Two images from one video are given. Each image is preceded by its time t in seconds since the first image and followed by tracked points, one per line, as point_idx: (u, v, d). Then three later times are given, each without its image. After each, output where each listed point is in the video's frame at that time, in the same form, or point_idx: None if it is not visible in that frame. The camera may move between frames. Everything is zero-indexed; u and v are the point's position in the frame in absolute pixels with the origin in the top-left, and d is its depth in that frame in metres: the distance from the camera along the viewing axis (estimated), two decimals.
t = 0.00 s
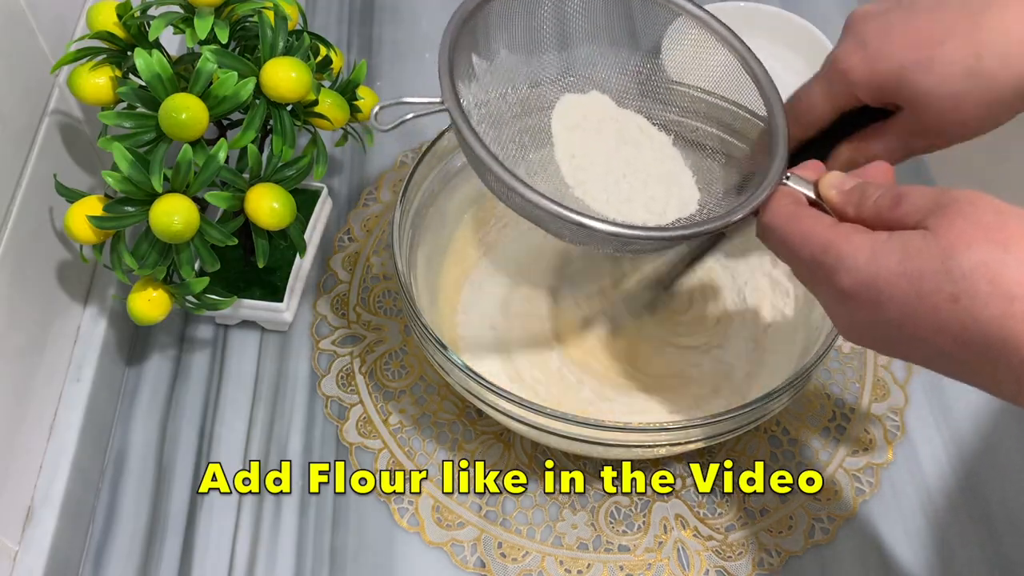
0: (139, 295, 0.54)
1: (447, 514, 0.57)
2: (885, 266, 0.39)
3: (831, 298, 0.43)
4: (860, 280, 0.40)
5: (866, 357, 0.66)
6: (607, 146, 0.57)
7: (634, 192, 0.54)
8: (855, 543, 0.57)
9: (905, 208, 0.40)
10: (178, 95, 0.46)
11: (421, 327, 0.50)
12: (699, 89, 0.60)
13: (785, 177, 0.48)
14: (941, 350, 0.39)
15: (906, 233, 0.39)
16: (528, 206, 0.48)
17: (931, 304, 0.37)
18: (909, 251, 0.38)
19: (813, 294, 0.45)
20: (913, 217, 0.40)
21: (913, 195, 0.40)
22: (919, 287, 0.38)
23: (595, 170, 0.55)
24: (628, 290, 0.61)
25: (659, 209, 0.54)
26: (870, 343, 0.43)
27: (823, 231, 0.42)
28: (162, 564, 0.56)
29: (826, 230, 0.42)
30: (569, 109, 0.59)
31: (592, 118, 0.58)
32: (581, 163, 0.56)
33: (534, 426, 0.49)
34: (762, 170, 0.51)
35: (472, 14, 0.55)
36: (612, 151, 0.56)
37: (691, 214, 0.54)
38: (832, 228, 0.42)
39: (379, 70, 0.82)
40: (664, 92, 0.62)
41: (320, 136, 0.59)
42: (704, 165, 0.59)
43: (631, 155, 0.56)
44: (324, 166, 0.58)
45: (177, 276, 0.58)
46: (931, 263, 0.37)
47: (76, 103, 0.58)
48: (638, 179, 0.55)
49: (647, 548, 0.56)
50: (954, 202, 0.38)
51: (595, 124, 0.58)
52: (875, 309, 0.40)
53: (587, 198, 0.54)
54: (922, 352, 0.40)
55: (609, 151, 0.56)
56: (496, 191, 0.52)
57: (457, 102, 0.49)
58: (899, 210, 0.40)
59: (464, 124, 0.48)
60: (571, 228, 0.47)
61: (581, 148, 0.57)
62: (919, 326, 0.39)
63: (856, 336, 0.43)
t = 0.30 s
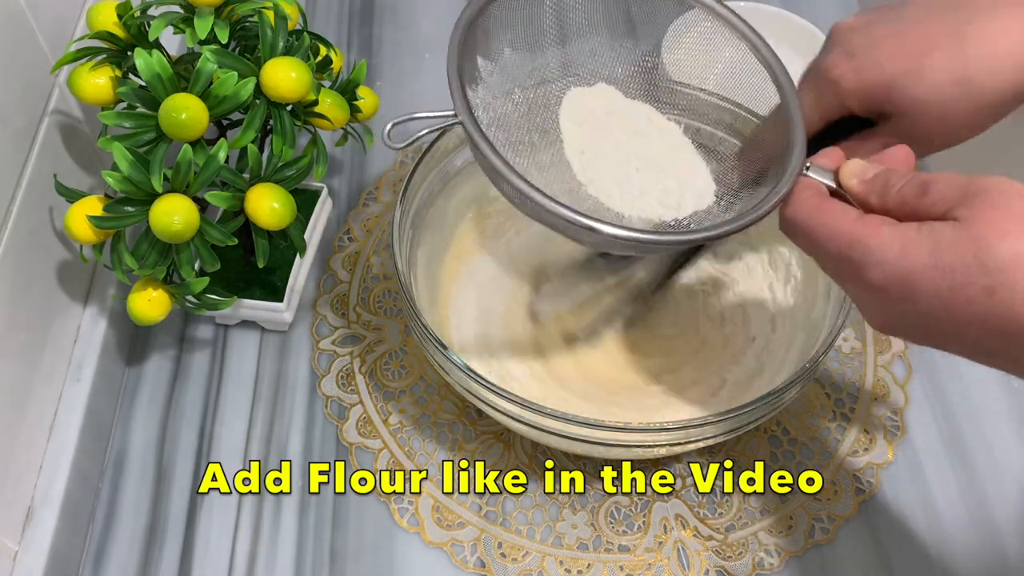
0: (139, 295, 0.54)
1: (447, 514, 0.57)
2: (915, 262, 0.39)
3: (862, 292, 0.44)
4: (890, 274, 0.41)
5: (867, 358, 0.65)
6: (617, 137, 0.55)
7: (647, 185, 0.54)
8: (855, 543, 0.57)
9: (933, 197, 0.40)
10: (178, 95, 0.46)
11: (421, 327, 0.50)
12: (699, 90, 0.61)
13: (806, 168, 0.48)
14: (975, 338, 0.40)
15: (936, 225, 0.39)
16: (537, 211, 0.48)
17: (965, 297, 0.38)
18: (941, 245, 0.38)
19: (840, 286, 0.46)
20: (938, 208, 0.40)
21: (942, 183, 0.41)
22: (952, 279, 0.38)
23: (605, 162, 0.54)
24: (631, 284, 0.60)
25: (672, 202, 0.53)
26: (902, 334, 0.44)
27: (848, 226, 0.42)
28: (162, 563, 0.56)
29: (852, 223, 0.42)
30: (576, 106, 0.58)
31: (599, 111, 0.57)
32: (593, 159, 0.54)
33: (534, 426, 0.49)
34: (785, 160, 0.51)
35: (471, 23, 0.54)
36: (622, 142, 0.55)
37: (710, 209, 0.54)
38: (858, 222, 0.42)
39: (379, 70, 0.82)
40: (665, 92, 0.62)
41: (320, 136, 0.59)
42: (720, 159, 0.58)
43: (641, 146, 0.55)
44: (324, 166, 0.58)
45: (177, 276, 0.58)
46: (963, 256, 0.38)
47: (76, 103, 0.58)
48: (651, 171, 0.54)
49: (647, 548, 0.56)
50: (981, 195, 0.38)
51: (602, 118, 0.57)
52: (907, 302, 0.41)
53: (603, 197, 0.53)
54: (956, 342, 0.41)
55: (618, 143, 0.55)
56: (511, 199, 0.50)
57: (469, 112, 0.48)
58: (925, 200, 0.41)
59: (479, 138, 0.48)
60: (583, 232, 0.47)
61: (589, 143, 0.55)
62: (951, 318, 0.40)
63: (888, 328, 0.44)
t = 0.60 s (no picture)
0: (139, 295, 0.54)
1: (447, 514, 0.57)
2: (981, 265, 0.41)
3: (919, 297, 0.46)
4: (955, 281, 0.43)
5: (866, 358, 0.66)
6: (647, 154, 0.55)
7: (682, 198, 0.53)
8: (855, 543, 0.57)
9: (994, 200, 0.44)
10: (178, 95, 0.46)
11: (421, 327, 0.50)
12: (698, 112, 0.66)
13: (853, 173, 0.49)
14: None
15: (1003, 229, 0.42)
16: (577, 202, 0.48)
17: None
18: (1011, 251, 0.41)
19: (895, 290, 0.48)
20: (1000, 210, 0.44)
21: (1000, 190, 0.44)
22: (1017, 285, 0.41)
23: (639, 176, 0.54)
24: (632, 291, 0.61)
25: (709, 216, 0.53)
26: (954, 340, 0.46)
27: (909, 233, 0.44)
28: (162, 563, 0.56)
29: (913, 229, 0.44)
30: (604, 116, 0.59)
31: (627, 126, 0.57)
32: (625, 172, 0.54)
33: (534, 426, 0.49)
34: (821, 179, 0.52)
35: (506, 26, 0.55)
36: (658, 153, 0.55)
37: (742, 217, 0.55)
38: (920, 227, 0.44)
39: (379, 70, 0.82)
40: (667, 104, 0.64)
41: (320, 137, 0.59)
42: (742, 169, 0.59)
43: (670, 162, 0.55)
44: (324, 166, 0.58)
45: (177, 276, 0.58)
46: None
47: (76, 103, 0.58)
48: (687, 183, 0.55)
49: (647, 548, 0.56)
50: None
51: (630, 131, 0.57)
52: (968, 306, 0.43)
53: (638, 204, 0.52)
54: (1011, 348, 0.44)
55: (648, 157, 0.55)
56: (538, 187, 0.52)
57: (512, 102, 0.48)
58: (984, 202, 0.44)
59: (526, 133, 0.48)
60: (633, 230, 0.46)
61: (622, 156, 0.55)
62: (1012, 323, 0.42)
63: (941, 332, 0.47)
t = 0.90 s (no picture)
0: (139, 295, 0.54)
1: (447, 514, 0.57)
2: (919, 339, 0.40)
3: (866, 366, 0.44)
4: (895, 351, 0.41)
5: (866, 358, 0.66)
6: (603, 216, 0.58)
7: (639, 263, 0.56)
8: (855, 542, 0.57)
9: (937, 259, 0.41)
10: (178, 95, 0.46)
11: (421, 328, 0.50)
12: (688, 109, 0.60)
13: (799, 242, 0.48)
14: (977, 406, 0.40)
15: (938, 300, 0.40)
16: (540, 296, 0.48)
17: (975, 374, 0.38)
18: (942, 321, 0.39)
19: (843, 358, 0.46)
20: (947, 268, 0.40)
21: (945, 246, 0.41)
22: (959, 356, 0.38)
23: (593, 241, 0.57)
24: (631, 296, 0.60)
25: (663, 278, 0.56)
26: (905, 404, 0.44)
27: (847, 304, 0.42)
28: (162, 563, 0.56)
29: (851, 300, 0.42)
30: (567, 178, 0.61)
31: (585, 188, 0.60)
32: (582, 239, 0.57)
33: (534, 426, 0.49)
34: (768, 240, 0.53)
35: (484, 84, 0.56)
36: (613, 220, 0.58)
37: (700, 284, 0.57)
38: (856, 299, 0.42)
39: (379, 70, 0.82)
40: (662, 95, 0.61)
41: (320, 136, 0.59)
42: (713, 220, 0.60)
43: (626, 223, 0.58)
44: (324, 166, 0.58)
45: (177, 276, 0.58)
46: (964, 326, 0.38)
47: (76, 103, 0.58)
48: (639, 249, 0.57)
49: (647, 548, 0.56)
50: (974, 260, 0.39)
51: (588, 198, 0.59)
52: (912, 376, 0.41)
53: (595, 275, 0.56)
54: (961, 408, 0.41)
55: (606, 221, 0.58)
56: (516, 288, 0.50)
57: (464, 200, 0.48)
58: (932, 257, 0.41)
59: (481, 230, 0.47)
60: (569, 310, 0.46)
61: (579, 225, 0.58)
62: (958, 392, 0.40)
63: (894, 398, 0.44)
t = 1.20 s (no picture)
0: (139, 295, 0.54)
1: (447, 514, 0.57)
2: (918, 352, 0.39)
3: (865, 378, 0.43)
4: (895, 364, 0.40)
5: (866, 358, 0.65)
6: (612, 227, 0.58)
7: (648, 272, 0.56)
8: (855, 543, 0.57)
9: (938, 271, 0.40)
10: (178, 95, 0.46)
11: (421, 328, 0.50)
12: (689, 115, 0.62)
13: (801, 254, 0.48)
14: (968, 416, 0.41)
15: (937, 312, 0.39)
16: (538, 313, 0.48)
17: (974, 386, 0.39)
18: (942, 334, 0.39)
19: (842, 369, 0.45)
20: (947, 280, 0.40)
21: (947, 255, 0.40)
22: (959, 370, 0.39)
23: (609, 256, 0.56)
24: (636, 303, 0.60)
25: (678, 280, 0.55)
26: (900, 415, 0.44)
27: (849, 316, 0.42)
28: (162, 564, 0.56)
29: (853, 313, 0.42)
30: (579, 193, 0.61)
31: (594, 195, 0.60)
32: (593, 249, 0.56)
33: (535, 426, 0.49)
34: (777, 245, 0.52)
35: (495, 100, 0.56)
36: (623, 233, 0.57)
37: (709, 295, 0.55)
38: (858, 312, 0.42)
39: (379, 70, 0.82)
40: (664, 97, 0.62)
41: (320, 136, 0.59)
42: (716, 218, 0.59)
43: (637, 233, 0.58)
44: (324, 166, 0.58)
45: (177, 276, 0.58)
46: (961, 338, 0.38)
47: (76, 103, 0.58)
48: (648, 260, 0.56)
49: (647, 548, 0.56)
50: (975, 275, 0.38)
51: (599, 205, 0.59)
52: (911, 388, 0.41)
53: (607, 287, 0.55)
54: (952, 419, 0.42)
55: (614, 231, 0.58)
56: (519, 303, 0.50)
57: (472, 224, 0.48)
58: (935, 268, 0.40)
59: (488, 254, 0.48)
60: (574, 331, 0.46)
61: (590, 234, 0.57)
62: (955, 403, 0.40)
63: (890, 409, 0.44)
